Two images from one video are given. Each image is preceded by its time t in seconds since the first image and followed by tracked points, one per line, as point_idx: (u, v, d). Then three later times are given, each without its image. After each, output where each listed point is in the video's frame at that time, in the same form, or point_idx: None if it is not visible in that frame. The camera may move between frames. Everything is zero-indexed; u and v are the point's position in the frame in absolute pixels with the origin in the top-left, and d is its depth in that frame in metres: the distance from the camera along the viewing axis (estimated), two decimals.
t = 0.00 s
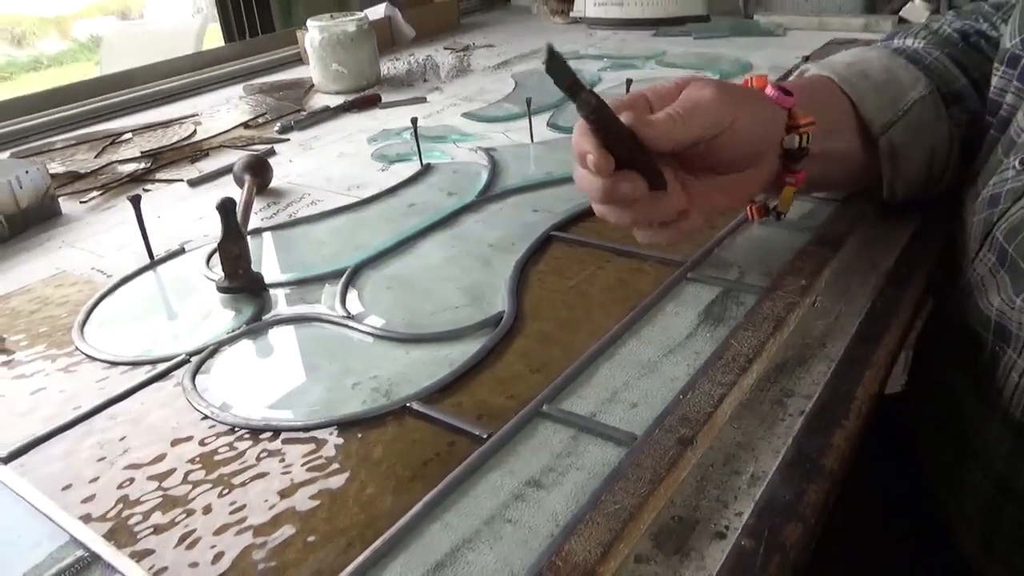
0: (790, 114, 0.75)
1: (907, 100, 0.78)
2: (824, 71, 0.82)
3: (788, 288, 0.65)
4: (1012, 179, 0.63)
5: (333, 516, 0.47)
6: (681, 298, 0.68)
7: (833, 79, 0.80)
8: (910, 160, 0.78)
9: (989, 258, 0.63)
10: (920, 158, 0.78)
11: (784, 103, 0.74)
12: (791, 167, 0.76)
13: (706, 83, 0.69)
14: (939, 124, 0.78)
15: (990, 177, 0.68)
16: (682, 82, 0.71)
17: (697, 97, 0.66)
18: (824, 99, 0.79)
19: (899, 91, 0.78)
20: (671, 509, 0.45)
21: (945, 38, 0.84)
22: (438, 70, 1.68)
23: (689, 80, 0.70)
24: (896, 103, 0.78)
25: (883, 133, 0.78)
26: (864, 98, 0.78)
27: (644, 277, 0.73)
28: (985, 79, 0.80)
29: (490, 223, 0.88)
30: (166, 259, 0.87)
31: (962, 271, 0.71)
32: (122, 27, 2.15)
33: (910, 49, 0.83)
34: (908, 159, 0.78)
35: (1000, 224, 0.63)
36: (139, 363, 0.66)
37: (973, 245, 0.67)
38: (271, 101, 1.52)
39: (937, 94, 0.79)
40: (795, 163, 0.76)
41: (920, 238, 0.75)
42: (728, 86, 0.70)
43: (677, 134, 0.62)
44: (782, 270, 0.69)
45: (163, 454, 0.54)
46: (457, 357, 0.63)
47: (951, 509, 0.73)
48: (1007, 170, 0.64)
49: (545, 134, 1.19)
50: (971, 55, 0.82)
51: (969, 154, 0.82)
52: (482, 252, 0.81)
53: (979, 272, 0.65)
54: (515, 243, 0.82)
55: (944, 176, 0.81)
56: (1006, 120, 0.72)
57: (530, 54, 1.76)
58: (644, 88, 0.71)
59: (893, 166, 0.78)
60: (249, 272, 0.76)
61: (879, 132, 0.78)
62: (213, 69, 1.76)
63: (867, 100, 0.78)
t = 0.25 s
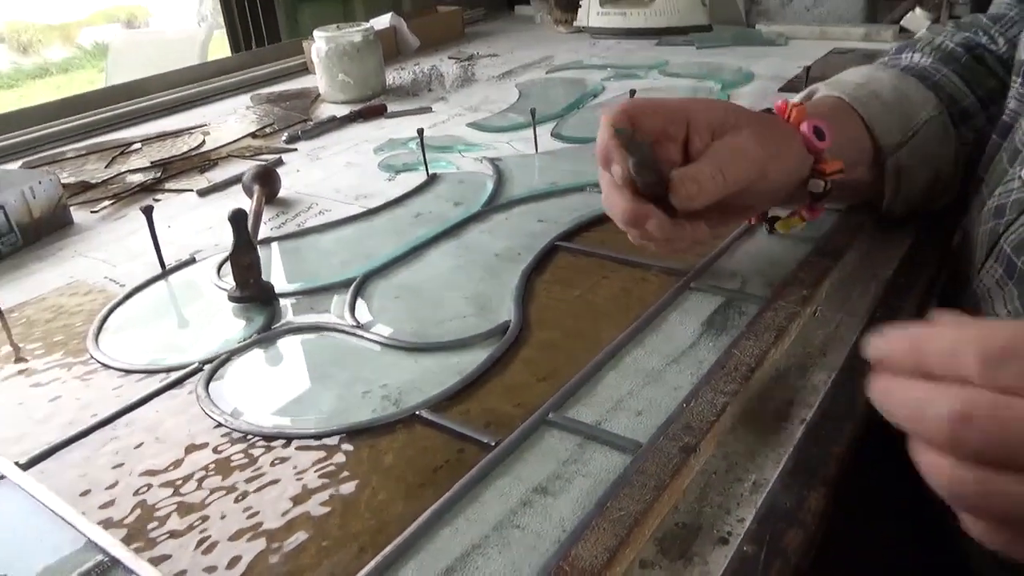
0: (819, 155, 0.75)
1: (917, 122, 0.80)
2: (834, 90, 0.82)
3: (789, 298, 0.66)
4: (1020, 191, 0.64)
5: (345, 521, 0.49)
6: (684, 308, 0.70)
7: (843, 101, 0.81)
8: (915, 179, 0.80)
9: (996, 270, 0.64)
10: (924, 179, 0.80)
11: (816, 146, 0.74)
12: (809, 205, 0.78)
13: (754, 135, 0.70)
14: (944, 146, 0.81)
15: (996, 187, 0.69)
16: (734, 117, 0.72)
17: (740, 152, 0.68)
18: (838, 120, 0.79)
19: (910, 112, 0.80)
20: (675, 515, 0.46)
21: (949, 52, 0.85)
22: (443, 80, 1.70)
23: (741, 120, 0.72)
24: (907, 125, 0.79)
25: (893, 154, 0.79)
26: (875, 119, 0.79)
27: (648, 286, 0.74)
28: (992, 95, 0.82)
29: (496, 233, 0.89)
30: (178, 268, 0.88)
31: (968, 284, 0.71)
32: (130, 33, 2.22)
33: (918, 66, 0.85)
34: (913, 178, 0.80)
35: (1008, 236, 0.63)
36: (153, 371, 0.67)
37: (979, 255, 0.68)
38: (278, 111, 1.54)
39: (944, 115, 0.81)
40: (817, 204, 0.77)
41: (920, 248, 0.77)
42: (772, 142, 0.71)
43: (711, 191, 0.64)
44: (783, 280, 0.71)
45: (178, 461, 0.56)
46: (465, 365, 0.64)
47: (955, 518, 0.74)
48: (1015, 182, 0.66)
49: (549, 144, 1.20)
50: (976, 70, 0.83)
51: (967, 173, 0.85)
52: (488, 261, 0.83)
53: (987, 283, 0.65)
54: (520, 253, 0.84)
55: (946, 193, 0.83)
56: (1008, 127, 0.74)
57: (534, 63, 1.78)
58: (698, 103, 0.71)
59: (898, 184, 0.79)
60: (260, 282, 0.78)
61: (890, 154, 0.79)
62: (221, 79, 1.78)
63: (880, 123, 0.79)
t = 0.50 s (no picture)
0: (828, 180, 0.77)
1: (923, 137, 0.81)
2: (838, 108, 0.84)
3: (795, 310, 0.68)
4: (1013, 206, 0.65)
5: (365, 525, 0.50)
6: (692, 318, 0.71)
7: (849, 117, 0.82)
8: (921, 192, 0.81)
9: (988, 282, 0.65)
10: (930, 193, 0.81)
11: (827, 171, 0.77)
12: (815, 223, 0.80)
13: (775, 164, 0.74)
14: (948, 160, 0.82)
15: (995, 203, 0.70)
16: (761, 139, 0.74)
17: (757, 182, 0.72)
18: (844, 136, 0.80)
19: (916, 127, 0.82)
20: (684, 520, 0.47)
21: (952, 69, 0.86)
22: (452, 90, 1.72)
23: (768, 145, 0.74)
24: (913, 141, 0.81)
25: (900, 169, 0.80)
26: (881, 135, 0.81)
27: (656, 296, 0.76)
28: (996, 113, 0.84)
29: (507, 243, 0.91)
30: (195, 276, 0.90)
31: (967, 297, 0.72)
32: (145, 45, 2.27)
33: (922, 82, 0.87)
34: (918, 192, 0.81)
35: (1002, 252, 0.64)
36: (175, 378, 0.69)
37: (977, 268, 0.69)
38: (290, 120, 1.56)
39: (949, 131, 0.83)
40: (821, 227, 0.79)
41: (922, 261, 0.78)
42: (791, 171, 0.75)
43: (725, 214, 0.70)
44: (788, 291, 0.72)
45: (202, 465, 0.57)
46: (478, 373, 0.66)
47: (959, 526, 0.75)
48: (1010, 198, 0.67)
49: (558, 155, 1.22)
50: (981, 86, 0.85)
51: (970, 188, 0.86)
52: (500, 271, 0.85)
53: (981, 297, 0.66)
54: (531, 263, 0.85)
55: (952, 206, 0.85)
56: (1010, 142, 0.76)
57: (541, 74, 1.80)
58: (732, 121, 0.73)
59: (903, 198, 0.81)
60: (277, 291, 0.80)
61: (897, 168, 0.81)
62: (233, 89, 1.81)
63: (885, 138, 0.81)
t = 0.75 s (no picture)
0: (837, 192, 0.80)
1: (928, 146, 0.84)
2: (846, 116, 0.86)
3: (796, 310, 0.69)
4: (997, 219, 0.67)
5: (379, 512, 0.52)
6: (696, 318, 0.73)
7: (856, 126, 0.84)
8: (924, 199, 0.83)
9: (973, 291, 0.67)
10: (933, 200, 0.84)
11: (838, 184, 0.79)
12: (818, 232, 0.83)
13: (792, 178, 0.75)
14: (952, 169, 0.85)
15: (980, 215, 0.72)
16: (778, 153, 0.76)
17: (776, 197, 0.74)
18: (853, 145, 0.82)
19: (922, 136, 0.84)
20: (687, 510, 0.49)
21: (953, 78, 0.89)
22: (461, 95, 1.75)
23: (785, 159, 0.76)
24: (919, 150, 0.83)
25: (905, 177, 0.83)
26: (888, 143, 0.83)
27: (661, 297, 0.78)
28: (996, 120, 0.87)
29: (515, 245, 0.93)
30: (212, 276, 0.93)
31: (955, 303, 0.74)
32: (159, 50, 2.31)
33: (922, 91, 0.89)
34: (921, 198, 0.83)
35: (983, 262, 0.67)
36: (194, 372, 0.71)
37: (964, 277, 0.71)
38: (303, 125, 1.59)
39: (954, 140, 0.85)
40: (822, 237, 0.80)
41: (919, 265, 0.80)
42: (804, 185, 0.76)
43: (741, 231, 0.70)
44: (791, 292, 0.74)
45: (221, 455, 0.59)
46: (488, 370, 0.68)
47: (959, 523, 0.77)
48: (993, 212, 0.69)
49: (566, 159, 1.24)
50: (982, 94, 0.88)
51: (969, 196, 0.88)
52: (509, 272, 0.87)
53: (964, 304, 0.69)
54: (539, 264, 0.87)
55: (952, 212, 0.87)
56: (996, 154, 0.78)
57: (549, 80, 1.83)
58: (751, 136, 0.74)
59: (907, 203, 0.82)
60: (292, 290, 0.82)
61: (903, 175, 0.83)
62: (246, 94, 1.84)
63: (893, 148, 0.83)
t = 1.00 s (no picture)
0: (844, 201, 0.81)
1: (932, 151, 0.85)
2: (851, 122, 0.87)
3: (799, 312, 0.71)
4: (991, 227, 0.69)
5: (388, 503, 0.54)
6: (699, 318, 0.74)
7: (860, 132, 0.86)
8: (926, 204, 0.84)
9: (969, 299, 0.68)
10: (936, 204, 0.85)
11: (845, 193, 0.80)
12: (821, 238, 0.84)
13: (802, 188, 0.76)
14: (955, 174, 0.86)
15: (976, 223, 0.74)
16: (791, 163, 0.77)
17: (786, 209, 0.74)
18: (858, 150, 0.84)
19: (925, 142, 0.85)
20: (688, 501, 0.51)
21: (955, 84, 0.90)
22: (469, 100, 1.77)
23: (798, 171, 0.77)
24: (923, 155, 0.85)
25: (910, 182, 0.84)
26: (892, 148, 0.85)
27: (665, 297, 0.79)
28: (997, 126, 0.88)
29: (522, 246, 0.95)
30: (225, 274, 0.95)
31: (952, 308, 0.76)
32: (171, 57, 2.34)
33: (925, 98, 0.90)
34: (924, 204, 0.84)
35: (980, 272, 0.68)
36: (208, 368, 0.73)
37: (960, 285, 0.73)
38: (313, 129, 1.61)
39: (958, 146, 0.87)
40: (826, 242, 0.83)
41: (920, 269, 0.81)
42: (815, 196, 0.78)
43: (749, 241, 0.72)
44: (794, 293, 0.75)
45: (235, 446, 0.61)
46: (495, 367, 0.70)
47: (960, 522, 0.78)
48: (987, 222, 0.70)
49: (573, 163, 1.26)
50: (985, 100, 0.89)
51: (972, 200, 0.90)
52: (516, 272, 0.88)
53: (962, 312, 0.70)
54: (546, 265, 0.89)
55: (955, 217, 0.88)
56: (992, 161, 0.79)
57: (557, 85, 1.84)
58: (767, 147, 0.76)
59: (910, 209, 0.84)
60: (303, 288, 0.84)
61: (907, 181, 0.84)
62: (257, 98, 1.86)
63: (896, 154, 0.84)
